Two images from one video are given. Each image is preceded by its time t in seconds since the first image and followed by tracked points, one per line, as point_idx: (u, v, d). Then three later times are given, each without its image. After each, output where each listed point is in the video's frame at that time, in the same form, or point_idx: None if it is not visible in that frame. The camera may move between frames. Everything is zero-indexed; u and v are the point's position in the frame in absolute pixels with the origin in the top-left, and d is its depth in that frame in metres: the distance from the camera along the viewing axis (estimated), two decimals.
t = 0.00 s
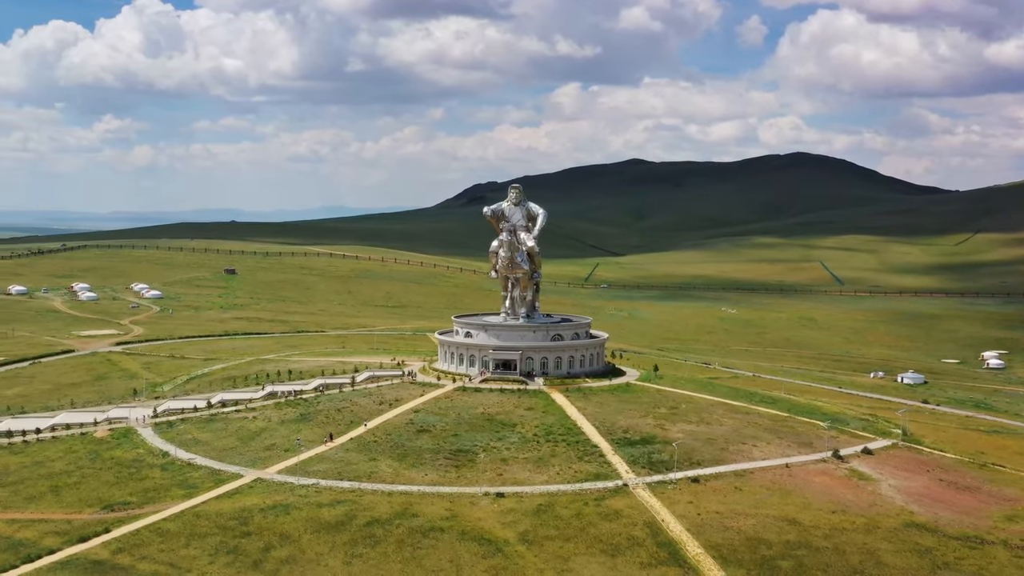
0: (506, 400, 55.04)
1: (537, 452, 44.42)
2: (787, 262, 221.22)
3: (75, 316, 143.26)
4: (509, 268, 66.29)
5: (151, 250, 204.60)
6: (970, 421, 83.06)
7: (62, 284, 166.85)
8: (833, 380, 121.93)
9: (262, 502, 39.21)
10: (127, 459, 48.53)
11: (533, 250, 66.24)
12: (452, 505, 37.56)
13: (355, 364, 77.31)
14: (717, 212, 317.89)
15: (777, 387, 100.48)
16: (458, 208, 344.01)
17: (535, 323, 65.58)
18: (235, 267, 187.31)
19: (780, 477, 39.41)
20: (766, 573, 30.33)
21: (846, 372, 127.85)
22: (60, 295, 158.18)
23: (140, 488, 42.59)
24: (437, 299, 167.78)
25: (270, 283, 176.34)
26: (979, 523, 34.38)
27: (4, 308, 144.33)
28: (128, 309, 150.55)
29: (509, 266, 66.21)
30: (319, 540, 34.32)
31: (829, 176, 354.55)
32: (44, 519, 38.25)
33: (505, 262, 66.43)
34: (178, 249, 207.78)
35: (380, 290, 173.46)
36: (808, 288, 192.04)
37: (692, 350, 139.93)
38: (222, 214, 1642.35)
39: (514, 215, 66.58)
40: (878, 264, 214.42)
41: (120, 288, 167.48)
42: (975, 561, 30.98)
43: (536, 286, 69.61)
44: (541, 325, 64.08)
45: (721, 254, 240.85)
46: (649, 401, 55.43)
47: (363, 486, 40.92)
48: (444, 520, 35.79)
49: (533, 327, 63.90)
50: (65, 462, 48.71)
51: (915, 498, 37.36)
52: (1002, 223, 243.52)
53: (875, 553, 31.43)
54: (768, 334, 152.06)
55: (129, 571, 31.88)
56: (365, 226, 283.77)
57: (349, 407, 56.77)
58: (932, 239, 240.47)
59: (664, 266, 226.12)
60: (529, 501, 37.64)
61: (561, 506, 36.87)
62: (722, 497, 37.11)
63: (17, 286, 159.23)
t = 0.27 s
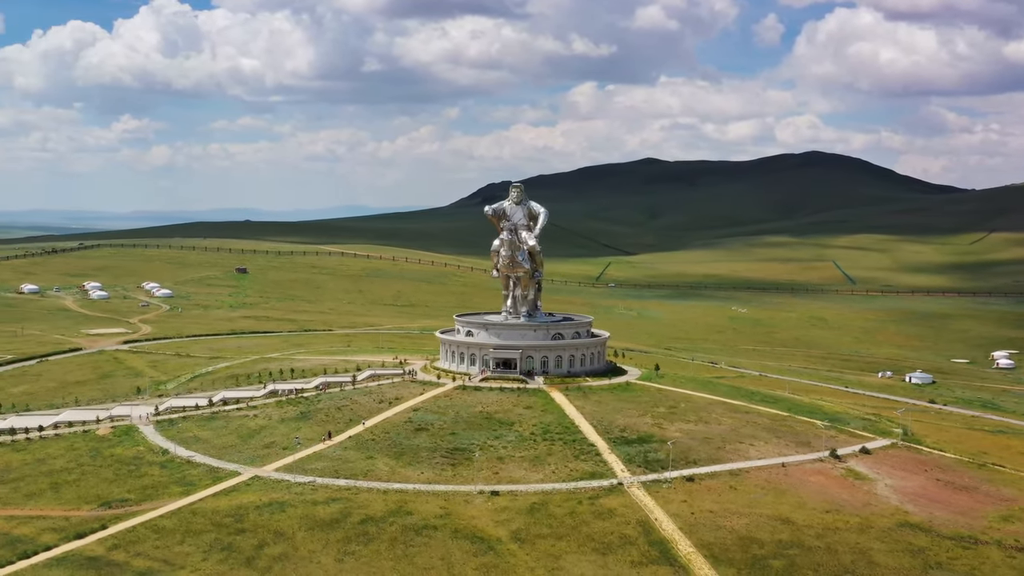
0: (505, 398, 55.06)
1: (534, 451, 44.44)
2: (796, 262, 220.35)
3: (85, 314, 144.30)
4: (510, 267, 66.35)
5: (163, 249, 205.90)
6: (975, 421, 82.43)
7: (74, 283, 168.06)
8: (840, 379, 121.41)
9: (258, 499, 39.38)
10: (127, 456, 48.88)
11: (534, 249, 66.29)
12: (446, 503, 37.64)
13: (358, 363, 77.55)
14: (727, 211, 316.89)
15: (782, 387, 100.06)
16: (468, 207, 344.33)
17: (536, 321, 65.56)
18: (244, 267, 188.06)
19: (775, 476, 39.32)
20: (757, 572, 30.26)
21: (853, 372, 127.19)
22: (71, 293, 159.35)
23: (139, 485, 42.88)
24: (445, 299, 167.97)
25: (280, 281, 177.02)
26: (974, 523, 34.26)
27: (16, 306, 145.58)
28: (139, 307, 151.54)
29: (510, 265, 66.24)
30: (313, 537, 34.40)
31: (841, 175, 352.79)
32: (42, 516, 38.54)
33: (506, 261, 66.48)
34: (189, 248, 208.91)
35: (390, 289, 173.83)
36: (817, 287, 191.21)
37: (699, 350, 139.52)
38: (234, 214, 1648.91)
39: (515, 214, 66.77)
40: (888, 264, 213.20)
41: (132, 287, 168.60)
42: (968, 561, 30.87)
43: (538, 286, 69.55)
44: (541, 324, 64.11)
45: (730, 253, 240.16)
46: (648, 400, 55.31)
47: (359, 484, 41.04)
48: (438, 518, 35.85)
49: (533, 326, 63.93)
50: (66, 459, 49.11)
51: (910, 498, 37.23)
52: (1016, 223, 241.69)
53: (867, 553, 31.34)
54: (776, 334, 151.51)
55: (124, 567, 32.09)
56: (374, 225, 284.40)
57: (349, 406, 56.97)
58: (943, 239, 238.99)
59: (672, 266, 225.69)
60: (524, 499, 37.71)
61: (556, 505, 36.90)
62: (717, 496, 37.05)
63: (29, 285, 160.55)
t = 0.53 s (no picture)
0: (504, 397, 55.08)
1: (531, 449, 44.46)
2: (805, 261, 219.49)
3: (95, 313, 145.31)
4: (511, 266, 66.31)
5: (174, 248, 207.17)
6: (979, 421, 81.65)
7: (86, 282, 169.24)
8: (847, 379, 120.86)
9: (254, 497, 39.57)
10: (127, 454, 49.25)
11: (535, 248, 66.24)
12: (440, 501, 37.73)
13: (361, 361, 77.75)
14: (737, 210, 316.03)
15: (786, 386, 99.62)
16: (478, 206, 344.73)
17: (536, 320, 65.53)
18: (254, 266, 188.91)
19: (770, 476, 39.22)
20: (748, 571, 30.23)
21: (861, 372, 126.52)
22: (83, 292, 160.48)
23: (137, 483, 43.21)
24: (453, 298, 168.15)
25: (289, 280, 177.70)
26: (969, 523, 34.14)
27: (28, 305, 146.84)
28: (149, 306, 152.50)
29: (511, 264, 66.22)
30: (306, 535, 34.53)
31: (852, 174, 350.95)
32: (40, 512, 38.89)
33: (507, 260, 66.46)
34: (199, 247, 210.04)
35: (399, 288, 174.19)
36: (827, 287, 190.36)
37: (706, 349, 139.12)
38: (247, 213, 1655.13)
39: (517, 213, 66.84)
40: (899, 263, 211.93)
41: (142, 286, 169.76)
42: (961, 561, 30.77)
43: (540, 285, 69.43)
44: (542, 322, 64.06)
45: (739, 253, 239.39)
46: (648, 399, 55.18)
47: (355, 482, 41.15)
48: (431, 516, 35.93)
49: (534, 325, 63.89)
50: (67, 456, 49.54)
51: (906, 498, 37.10)
52: None
53: (860, 553, 31.26)
54: (783, 334, 150.90)
55: (118, 563, 32.32)
56: (384, 224, 285.07)
57: (349, 404, 57.15)
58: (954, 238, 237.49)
59: (681, 265, 225.22)
60: (518, 498, 37.77)
61: (549, 504, 36.94)
62: (711, 495, 36.97)
63: (42, 283, 161.88)
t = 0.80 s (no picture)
0: (503, 396, 55.05)
1: (527, 448, 44.47)
2: (814, 261, 218.57)
3: (105, 312, 146.18)
4: (512, 265, 66.27)
5: (184, 247, 208.23)
6: (984, 421, 81.10)
7: (97, 281, 170.28)
8: (854, 379, 120.31)
9: (250, 494, 39.78)
10: (127, 451, 49.59)
11: (536, 247, 66.15)
12: (435, 499, 37.82)
13: (364, 360, 77.92)
14: (748, 209, 315.19)
15: (791, 386, 99.28)
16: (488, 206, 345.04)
17: (537, 319, 65.52)
18: (263, 265, 189.60)
19: (765, 475, 39.12)
20: (739, 570, 30.20)
21: (868, 372, 125.95)
22: (94, 291, 161.42)
23: (136, 480, 43.57)
24: (461, 297, 168.27)
25: (297, 279, 178.27)
26: (963, 523, 34.06)
27: (39, 304, 147.95)
28: (159, 305, 153.28)
29: (511, 263, 66.15)
30: (300, 532, 34.68)
31: (862, 173, 349.11)
32: (39, 509, 39.26)
33: (508, 259, 66.36)
34: (210, 247, 211.00)
35: (408, 287, 174.45)
36: (835, 286, 189.50)
37: (712, 349, 138.72)
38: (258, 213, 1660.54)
39: (518, 212, 66.87)
40: (909, 262, 210.73)
41: (152, 285, 170.70)
42: (953, 561, 30.72)
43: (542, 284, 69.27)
44: (542, 321, 64.02)
45: (748, 252, 238.62)
46: (647, 398, 54.99)
47: (352, 480, 41.29)
48: (425, 514, 36.04)
49: (534, 323, 63.87)
50: (68, 454, 50.06)
51: (901, 498, 36.99)
52: None
53: (851, 553, 31.21)
54: (790, 334, 150.35)
55: (112, 560, 32.57)
56: (393, 223, 285.63)
57: (349, 403, 57.31)
58: (966, 237, 236.09)
59: (690, 264, 224.76)
60: (512, 496, 37.83)
61: (543, 502, 36.98)
62: (705, 494, 36.90)
63: (53, 282, 163.04)
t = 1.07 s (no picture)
0: (502, 395, 55.06)
1: (523, 447, 44.48)
2: (823, 261, 217.68)
3: (114, 310, 147.04)
4: (513, 265, 66.21)
5: (195, 247, 209.40)
6: (990, 422, 80.59)
7: (108, 280, 171.32)
8: (861, 379, 119.79)
9: (246, 492, 40.00)
10: (126, 449, 49.97)
11: (536, 246, 66.03)
12: (429, 498, 37.88)
13: (367, 359, 78.08)
14: (759, 208, 314.25)
15: (795, 385, 98.93)
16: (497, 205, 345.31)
17: (537, 318, 65.50)
18: (273, 264, 190.36)
19: (760, 474, 39.00)
20: (729, 569, 30.14)
21: (876, 372, 125.38)
22: (105, 290, 162.44)
23: (134, 478, 43.91)
24: (469, 296, 168.44)
25: (306, 278, 178.91)
26: (957, 523, 33.97)
27: (49, 303, 149.01)
28: (168, 304, 154.17)
29: (512, 263, 66.12)
30: (293, 530, 34.85)
31: (873, 172, 347.37)
32: (37, 506, 39.68)
33: (508, 258, 66.35)
34: (220, 246, 211.97)
35: (417, 286, 174.74)
36: (844, 286, 188.66)
37: (719, 348, 138.38)
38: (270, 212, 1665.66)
39: (519, 211, 66.79)
40: (919, 262, 209.53)
41: (162, 284, 171.69)
42: (944, 561, 30.64)
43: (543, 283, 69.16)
44: (543, 320, 64.01)
45: (757, 251, 237.86)
46: (645, 397, 54.89)
47: (347, 478, 41.44)
48: (418, 513, 36.13)
49: (534, 322, 63.87)
50: (69, 452, 50.54)
51: (895, 498, 36.88)
52: None
53: (842, 552, 31.15)
54: (798, 333, 149.79)
55: (106, 556, 32.83)
56: (402, 222, 286.19)
57: (348, 401, 57.53)
58: (978, 237, 234.66)
59: (700, 264, 224.27)
60: (506, 494, 37.90)
61: (536, 500, 37.05)
62: (699, 494, 36.87)
63: (64, 281, 164.26)
